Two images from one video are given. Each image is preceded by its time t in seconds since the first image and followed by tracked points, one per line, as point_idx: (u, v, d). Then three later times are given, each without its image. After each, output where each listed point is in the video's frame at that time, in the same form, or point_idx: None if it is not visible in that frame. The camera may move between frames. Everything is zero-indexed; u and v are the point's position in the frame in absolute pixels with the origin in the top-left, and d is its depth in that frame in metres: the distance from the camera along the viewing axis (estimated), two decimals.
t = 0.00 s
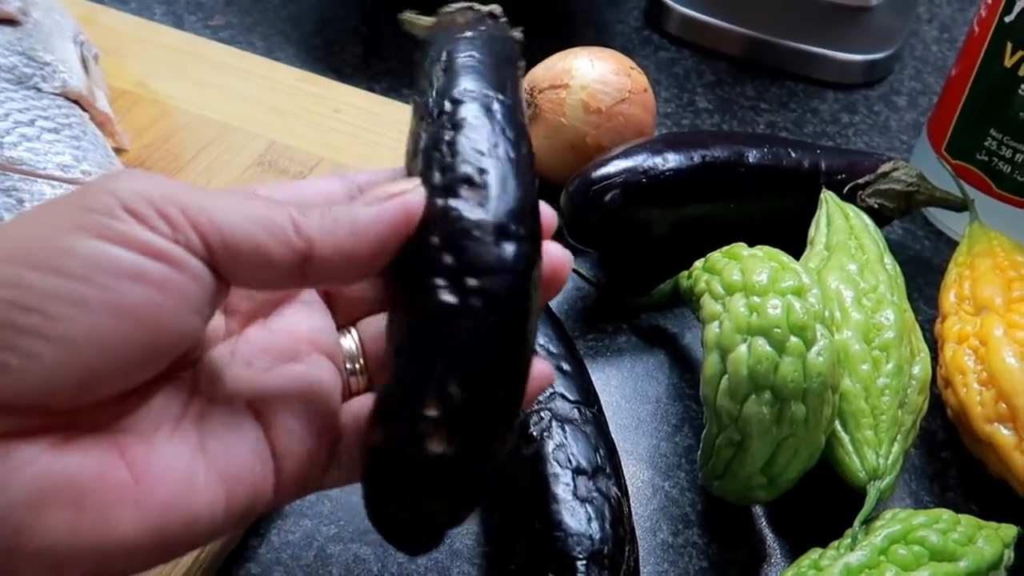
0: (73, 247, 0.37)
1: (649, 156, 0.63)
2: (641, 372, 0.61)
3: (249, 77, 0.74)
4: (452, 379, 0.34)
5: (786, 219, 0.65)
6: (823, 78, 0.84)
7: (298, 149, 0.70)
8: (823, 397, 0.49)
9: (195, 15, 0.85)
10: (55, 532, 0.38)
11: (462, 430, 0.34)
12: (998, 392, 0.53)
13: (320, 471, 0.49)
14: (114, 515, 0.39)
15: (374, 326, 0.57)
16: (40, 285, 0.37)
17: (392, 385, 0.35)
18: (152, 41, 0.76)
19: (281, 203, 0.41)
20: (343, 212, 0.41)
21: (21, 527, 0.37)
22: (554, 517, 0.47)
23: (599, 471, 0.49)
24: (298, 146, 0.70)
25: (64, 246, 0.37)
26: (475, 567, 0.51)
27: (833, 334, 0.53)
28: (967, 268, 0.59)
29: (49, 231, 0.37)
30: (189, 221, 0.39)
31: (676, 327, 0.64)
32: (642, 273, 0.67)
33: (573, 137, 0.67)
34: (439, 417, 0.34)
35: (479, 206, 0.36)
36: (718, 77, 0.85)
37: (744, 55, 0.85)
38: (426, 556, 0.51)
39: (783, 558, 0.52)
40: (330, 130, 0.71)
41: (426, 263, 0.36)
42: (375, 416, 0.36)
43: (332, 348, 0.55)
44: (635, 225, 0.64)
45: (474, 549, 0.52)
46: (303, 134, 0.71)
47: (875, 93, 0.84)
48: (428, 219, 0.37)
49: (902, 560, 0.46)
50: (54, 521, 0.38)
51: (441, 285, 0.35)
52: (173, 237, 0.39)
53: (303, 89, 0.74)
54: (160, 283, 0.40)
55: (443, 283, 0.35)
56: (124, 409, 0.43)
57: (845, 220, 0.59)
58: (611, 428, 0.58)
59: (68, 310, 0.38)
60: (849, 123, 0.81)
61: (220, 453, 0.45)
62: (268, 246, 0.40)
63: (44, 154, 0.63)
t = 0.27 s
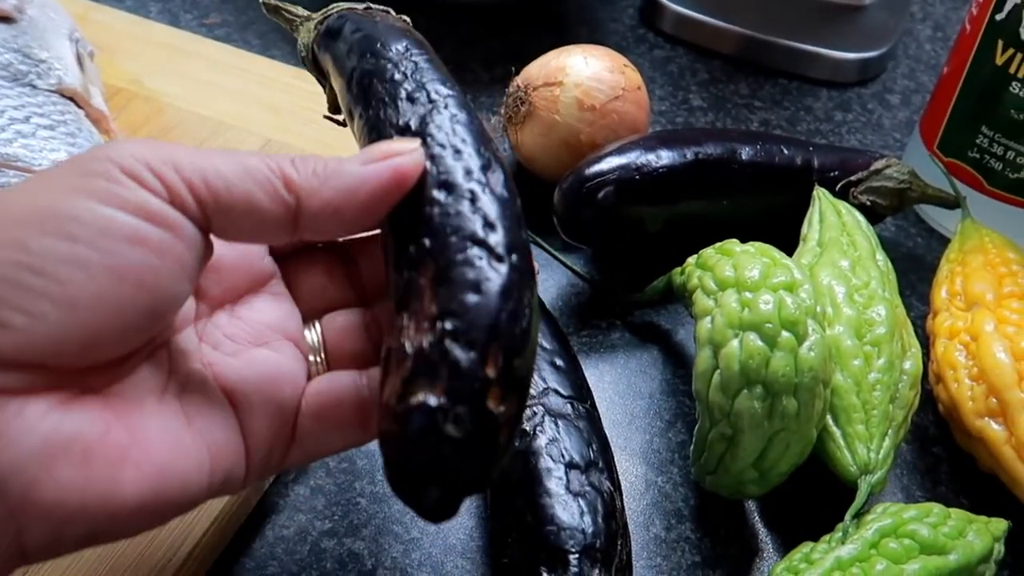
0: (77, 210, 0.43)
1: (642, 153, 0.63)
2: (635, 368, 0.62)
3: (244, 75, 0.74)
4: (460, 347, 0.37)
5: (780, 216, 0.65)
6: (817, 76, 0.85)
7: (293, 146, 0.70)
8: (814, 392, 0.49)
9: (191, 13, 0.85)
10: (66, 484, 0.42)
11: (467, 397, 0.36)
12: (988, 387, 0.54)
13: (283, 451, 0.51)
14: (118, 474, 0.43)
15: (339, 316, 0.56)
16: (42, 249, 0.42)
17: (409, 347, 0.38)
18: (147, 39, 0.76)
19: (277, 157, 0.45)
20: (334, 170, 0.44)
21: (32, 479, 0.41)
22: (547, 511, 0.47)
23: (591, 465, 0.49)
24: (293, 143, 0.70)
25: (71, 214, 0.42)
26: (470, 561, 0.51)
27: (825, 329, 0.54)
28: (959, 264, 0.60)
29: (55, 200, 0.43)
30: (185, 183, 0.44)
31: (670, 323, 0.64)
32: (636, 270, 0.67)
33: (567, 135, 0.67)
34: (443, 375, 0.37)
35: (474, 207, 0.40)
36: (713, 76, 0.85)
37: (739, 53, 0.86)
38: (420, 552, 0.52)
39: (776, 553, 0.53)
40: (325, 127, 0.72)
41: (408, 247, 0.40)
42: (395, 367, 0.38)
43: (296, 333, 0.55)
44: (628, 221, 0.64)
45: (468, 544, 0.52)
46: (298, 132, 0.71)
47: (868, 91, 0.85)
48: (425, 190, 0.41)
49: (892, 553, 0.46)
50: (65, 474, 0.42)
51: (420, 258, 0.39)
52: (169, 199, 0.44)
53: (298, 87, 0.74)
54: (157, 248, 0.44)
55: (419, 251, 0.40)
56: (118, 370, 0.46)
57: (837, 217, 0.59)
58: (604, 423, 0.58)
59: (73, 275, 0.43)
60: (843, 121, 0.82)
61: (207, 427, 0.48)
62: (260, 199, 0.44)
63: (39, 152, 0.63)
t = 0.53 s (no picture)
0: (112, 164, 0.43)
1: (650, 146, 0.64)
2: (642, 359, 0.62)
3: (253, 68, 0.74)
4: (491, 325, 0.38)
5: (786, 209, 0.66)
6: (823, 72, 0.85)
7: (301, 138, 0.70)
8: (822, 382, 0.49)
9: (199, 6, 0.85)
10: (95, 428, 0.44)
11: (492, 371, 0.37)
12: (995, 379, 0.54)
13: (280, 416, 0.52)
14: (141, 426, 0.45)
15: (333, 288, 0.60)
16: (82, 200, 0.43)
17: (432, 315, 0.38)
18: (156, 32, 0.76)
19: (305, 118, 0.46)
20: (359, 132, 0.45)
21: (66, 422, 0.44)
22: (556, 499, 0.47)
23: (600, 454, 0.49)
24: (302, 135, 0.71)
25: (109, 167, 0.43)
26: (480, 549, 0.52)
27: (833, 321, 0.54)
28: (965, 258, 0.60)
29: (89, 153, 0.43)
30: (216, 142, 0.45)
31: (677, 316, 0.64)
32: (643, 262, 0.67)
33: (575, 128, 0.67)
34: (470, 346, 0.37)
35: (496, 191, 0.41)
36: (719, 71, 0.85)
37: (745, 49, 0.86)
38: (429, 541, 0.52)
39: (783, 543, 0.53)
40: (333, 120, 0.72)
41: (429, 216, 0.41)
42: (414, 332, 0.39)
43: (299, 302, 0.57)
44: (636, 214, 0.64)
45: (478, 532, 0.52)
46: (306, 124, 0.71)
47: (874, 87, 0.85)
48: (447, 162, 0.42)
49: (900, 541, 0.46)
50: (95, 418, 0.44)
51: (445, 231, 0.40)
52: (198, 156, 0.45)
53: (307, 80, 0.74)
54: (188, 205, 0.45)
55: (443, 225, 0.40)
56: (141, 323, 0.48)
57: (844, 211, 0.60)
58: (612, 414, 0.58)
59: (110, 228, 0.43)
60: (849, 116, 0.82)
61: (221, 387, 0.49)
62: (287, 159, 0.45)
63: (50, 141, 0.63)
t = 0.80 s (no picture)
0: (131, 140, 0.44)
1: (652, 143, 0.64)
2: (645, 355, 0.62)
3: (257, 65, 0.75)
4: (497, 296, 0.38)
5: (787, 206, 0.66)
6: (824, 70, 0.85)
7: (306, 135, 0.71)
8: (823, 376, 0.50)
9: (203, 3, 0.86)
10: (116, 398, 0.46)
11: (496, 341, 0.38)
12: (995, 373, 0.54)
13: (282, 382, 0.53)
14: (155, 397, 0.47)
15: (329, 261, 0.60)
16: (103, 172, 0.43)
17: (438, 277, 0.38)
18: (160, 29, 0.77)
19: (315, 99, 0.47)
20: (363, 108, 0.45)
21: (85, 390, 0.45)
22: (559, 491, 0.48)
23: (603, 446, 0.50)
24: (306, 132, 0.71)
25: (131, 142, 0.44)
26: (483, 542, 0.52)
27: (834, 316, 0.54)
28: (965, 254, 0.60)
29: (105, 127, 0.44)
30: (228, 123, 0.45)
31: (679, 312, 0.65)
32: (644, 259, 0.68)
33: (577, 124, 0.67)
34: (475, 312, 0.38)
35: (499, 167, 0.41)
36: (720, 69, 0.86)
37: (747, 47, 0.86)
38: (433, 533, 0.52)
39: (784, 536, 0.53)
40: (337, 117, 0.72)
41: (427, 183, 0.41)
42: (418, 292, 0.38)
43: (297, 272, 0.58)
44: (638, 211, 0.65)
45: (481, 525, 0.53)
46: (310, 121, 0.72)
47: (875, 85, 0.85)
48: (454, 135, 0.42)
49: (900, 534, 0.47)
50: (114, 387, 0.46)
51: (453, 197, 0.40)
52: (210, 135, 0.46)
53: (311, 77, 0.74)
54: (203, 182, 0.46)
55: (451, 190, 0.40)
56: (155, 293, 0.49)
57: (845, 207, 0.60)
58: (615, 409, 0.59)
59: (129, 202, 0.44)
60: (850, 115, 0.83)
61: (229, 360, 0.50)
62: (297, 140, 0.46)
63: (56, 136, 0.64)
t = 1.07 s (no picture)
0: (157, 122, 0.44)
1: (657, 138, 0.64)
2: (649, 349, 0.63)
3: (262, 61, 0.75)
4: (516, 292, 0.39)
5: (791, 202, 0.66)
6: (828, 67, 0.86)
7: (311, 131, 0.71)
8: (827, 368, 0.50)
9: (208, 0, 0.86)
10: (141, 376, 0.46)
11: (514, 334, 0.38)
12: (998, 367, 0.55)
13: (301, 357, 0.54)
14: (178, 373, 0.47)
15: (342, 238, 0.60)
16: (129, 156, 0.44)
17: (458, 274, 0.38)
18: (166, 25, 0.77)
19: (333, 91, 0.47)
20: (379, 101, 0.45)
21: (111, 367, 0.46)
22: (564, 483, 0.48)
23: (608, 439, 0.50)
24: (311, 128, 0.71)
25: (154, 127, 0.44)
26: (488, 534, 0.52)
27: (838, 310, 0.55)
28: (969, 249, 0.60)
29: (129, 108, 0.44)
30: (248, 110, 0.46)
31: (683, 307, 0.65)
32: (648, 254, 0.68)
33: (582, 120, 0.68)
34: (496, 310, 0.38)
35: (513, 157, 0.42)
36: (724, 66, 0.86)
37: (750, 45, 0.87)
38: (438, 526, 0.53)
39: (788, 530, 0.54)
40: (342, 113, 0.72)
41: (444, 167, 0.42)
42: (439, 290, 0.38)
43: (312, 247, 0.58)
44: (642, 207, 0.65)
45: (486, 518, 0.53)
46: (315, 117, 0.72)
47: (878, 83, 0.85)
48: (469, 124, 0.42)
49: (904, 526, 0.47)
50: (138, 366, 0.46)
51: (469, 191, 0.40)
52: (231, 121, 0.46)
53: (316, 73, 0.75)
54: (224, 165, 0.46)
55: (467, 183, 0.40)
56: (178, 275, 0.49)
57: (849, 203, 0.60)
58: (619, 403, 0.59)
59: (155, 184, 0.44)
60: (853, 112, 0.83)
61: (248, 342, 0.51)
62: (315, 133, 0.46)
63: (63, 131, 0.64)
